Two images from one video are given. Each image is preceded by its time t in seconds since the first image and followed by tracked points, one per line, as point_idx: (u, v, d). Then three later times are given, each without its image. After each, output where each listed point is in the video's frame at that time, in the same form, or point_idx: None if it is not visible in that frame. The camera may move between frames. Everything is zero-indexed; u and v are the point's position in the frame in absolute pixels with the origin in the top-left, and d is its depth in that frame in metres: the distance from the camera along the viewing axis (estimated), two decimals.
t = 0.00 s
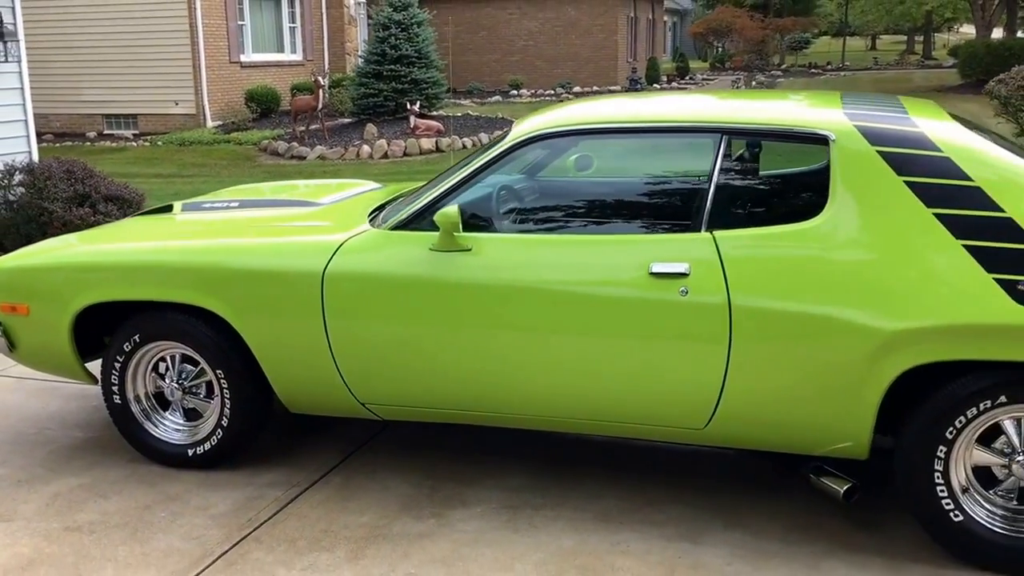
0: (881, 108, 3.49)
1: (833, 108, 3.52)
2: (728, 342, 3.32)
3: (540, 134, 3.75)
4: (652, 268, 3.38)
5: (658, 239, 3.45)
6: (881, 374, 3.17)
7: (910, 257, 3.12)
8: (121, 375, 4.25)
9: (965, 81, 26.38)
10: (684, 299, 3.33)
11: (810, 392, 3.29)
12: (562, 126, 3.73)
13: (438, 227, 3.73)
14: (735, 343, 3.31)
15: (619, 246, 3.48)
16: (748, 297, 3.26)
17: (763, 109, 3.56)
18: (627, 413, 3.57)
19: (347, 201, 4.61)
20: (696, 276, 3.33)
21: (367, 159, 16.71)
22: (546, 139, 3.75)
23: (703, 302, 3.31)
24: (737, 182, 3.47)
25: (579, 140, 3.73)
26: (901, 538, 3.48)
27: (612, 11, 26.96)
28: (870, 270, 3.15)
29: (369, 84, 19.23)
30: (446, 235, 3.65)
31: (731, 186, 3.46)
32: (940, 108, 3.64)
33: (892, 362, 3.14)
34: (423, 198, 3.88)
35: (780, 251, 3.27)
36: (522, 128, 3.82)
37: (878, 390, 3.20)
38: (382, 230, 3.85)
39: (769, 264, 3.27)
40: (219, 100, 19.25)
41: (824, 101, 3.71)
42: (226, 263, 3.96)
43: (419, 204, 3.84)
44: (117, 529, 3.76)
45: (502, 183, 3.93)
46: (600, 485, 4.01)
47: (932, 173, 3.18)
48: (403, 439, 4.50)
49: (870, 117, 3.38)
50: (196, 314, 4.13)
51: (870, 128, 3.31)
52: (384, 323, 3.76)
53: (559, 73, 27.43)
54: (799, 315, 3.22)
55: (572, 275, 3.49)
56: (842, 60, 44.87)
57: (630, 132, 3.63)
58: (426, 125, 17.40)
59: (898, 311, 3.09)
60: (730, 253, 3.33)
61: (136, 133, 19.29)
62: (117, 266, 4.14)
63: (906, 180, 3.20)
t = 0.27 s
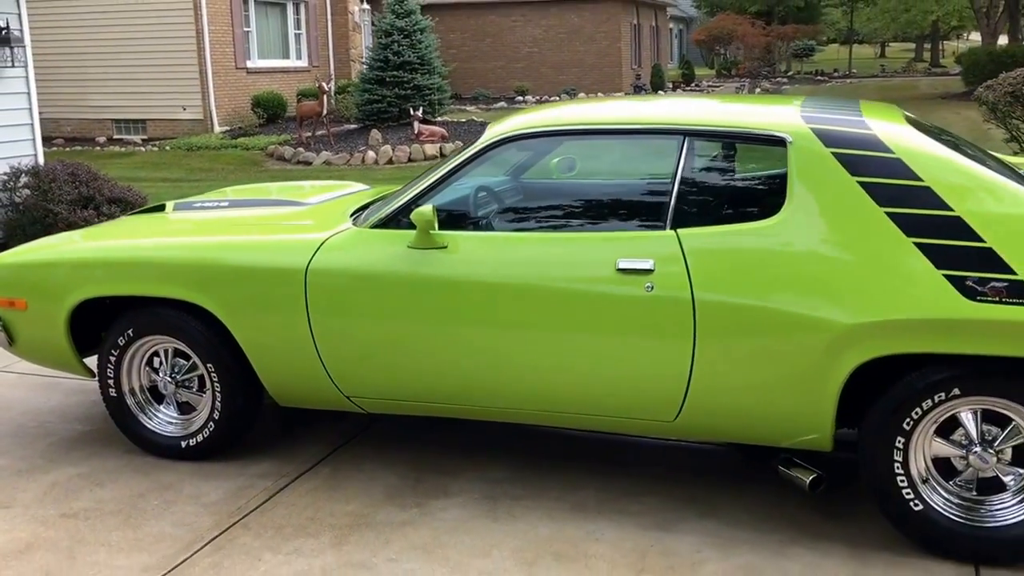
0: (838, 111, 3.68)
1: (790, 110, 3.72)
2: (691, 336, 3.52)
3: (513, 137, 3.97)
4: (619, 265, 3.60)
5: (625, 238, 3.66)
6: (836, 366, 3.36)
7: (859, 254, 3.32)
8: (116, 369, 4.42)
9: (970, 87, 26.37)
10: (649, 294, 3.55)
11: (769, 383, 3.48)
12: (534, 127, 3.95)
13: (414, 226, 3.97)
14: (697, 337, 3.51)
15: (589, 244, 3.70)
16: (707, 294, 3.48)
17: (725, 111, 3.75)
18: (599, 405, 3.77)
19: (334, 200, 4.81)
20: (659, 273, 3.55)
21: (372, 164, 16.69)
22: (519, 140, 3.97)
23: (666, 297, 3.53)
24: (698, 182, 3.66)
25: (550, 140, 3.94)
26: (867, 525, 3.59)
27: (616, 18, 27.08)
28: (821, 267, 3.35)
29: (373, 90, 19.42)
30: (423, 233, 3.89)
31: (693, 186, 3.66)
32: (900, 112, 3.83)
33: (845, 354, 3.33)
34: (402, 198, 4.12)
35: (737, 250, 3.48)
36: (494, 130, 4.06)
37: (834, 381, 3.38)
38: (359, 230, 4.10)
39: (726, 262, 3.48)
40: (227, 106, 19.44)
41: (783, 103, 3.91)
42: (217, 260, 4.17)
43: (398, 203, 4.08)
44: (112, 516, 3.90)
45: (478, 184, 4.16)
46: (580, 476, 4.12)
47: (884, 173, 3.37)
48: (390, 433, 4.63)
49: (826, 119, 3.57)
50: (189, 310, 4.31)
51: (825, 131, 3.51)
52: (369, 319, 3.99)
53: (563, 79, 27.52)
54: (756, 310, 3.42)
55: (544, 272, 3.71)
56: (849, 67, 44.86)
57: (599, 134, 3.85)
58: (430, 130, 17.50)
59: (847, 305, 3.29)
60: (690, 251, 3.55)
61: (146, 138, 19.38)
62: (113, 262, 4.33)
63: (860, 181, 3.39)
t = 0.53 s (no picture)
0: (806, 120, 3.86)
1: (756, 118, 3.92)
2: (666, 332, 3.69)
3: (493, 142, 4.15)
4: (596, 265, 3.77)
5: (602, 239, 3.83)
6: (804, 361, 3.53)
7: (822, 252, 3.48)
8: (115, 364, 4.57)
9: (969, 94, 26.49)
10: (624, 292, 3.72)
11: (740, 377, 3.64)
12: (515, 135, 4.15)
13: (400, 226, 4.14)
14: (672, 333, 3.68)
15: (568, 245, 3.87)
16: (680, 292, 3.65)
17: (696, 119, 3.95)
18: (580, 398, 3.93)
19: (325, 204, 5.02)
20: (634, 271, 3.72)
21: (374, 169, 16.85)
22: (501, 147, 4.16)
23: (641, 296, 3.70)
24: (672, 187, 3.84)
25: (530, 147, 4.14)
26: (838, 514, 3.72)
27: (617, 25, 27.24)
28: (788, 267, 3.52)
29: (374, 96, 19.61)
30: (407, 233, 4.05)
31: (667, 189, 3.84)
32: (869, 120, 4.00)
33: (811, 349, 3.50)
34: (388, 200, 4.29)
35: (707, 251, 3.65)
36: (478, 135, 4.24)
37: (802, 374, 3.55)
38: (347, 230, 4.26)
39: (697, 262, 3.65)
40: (231, 111, 19.63)
41: (750, 110, 4.11)
42: (210, 259, 4.32)
43: (384, 206, 4.26)
44: (110, 504, 4.05)
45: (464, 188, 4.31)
46: (564, 466, 4.25)
47: (846, 178, 3.54)
48: (381, 427, 4.76)
49: (793, 128, 3.75)
50: (185, 307, 4.47)
51: (792, 138, 3.69)
52: (357, 317, 4.15)
53: (565, 86, 27.70)
54: (727, 307, 3.59)
55: (525, 271, 3.88)
56: (850, 74, 45.02)
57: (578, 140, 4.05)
58: (431, 135, 17.70)
59: (811, 302, 3.46)
60: (663, 251, 3.71)
61: (150, 142, 19.66)
62: (111, 261, 4.48)
63: (824, 185, 3.56)
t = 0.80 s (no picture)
0: (778, 121, 4.04)
1: (730, 119, 4.09)
2: (643, 326, 3.85)
3: (481, 143, 4.31)
4: (577, 262, 3.93)
5: (583, 237, 3.99)
6: (774, 354, 3.68)
7: (792, 249, 3.65)
8: (113, 358, 4.71)
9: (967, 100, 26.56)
10: (603, 287, 3.88)
11: (714, 370, 3.80)
12: (500, 136, 4.31)
13: (389, 224, 4.29)
14: (649, 327, 3.84)
15: (551, 242, 4.03)
16: (657, 288, 3.81)
17: (674, 121, 4.11)
18: (561, 391, 4.08)
19: (317, 203, 5.19)
20: (613, 268, 3.88)
21: (374, 173, 16.98)
22: (487, 147, 4.32)
23: (619, 291, 3.86)
24: (652, 185, 4.01)
25: (515, 147, 4.31)
26: (808, 505, 3.86)
27: (617, 31, 27.39)
28: (759, 264, 3.68)
29: (375, 101, 19.76)
30: (396, 230, 4.21)
31: (646, 189, 4.01)
32: (839, 124, 4.16)
33: (781, 342, 3.66)
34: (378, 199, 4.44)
35: (683, 248, 3.81)
36: (466, 136, 4.40)
37: (772, 367, 3.70)
38: (339, 227, 4.41)
39: (673, 259, 3.81)
40: (233, 115, 19.81)
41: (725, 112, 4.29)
42: (206, 255, 4.47)
43: (373, 204, 4.42)
44: (108, 493, 4.19)
45: (451, 188, 4.45)
46: (547, 457, 4.39)
47: (816, 179, 3.72)
48: (371, 420, 4.90)
49: (766, 129, 3.93)
50: (181, 303, 4.62)
51: (764, 139, 3.86)
52: (347, 312, 4.29)
53: (565, 91, 27.85)
54: (702, 303, 3.75)
55: (509, 267, 4.03)
56: (851, 81, 45.13)
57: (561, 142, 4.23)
58: (430, 140, 17.82)
59: (781, 297, 3.62)
60: (640, 249, 3.87)
61: (153, 146, 19.85)
62: (109, 258, 4.63)
63: (795, 185, 3.74)
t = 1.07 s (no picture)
0: (753, 121, 4.18)
1: (707, 119, 4.23)
2: (621, 320, 4.00)
3: (468, 142, 4.46)
4: (559, 257, 4.08)
5: (565, 233, 4.14)
6: (746, 347, 3.84)
7: (764, 245, 3.80)
8: (111, 353, 4.85)
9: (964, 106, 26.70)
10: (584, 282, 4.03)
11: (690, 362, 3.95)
12: (486, 136, 4.46)
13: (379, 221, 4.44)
14: (628, 321, 3.99)
15: (534, 238, 4.17)
16: (635, 282, 3.96)
17: (653, 121, 4.26)
18: (544, 383, 4.23)
19: (310, 202, 5.35)
20: (593, 262, 4.03)
21: (373, 177, 17.13)
22: (473, 146, 4.47)
23: (599, 286, 4.01)
24: (632, 184, 4.15)
25: (500, 147, 4.45)
26: (781, 495, 3.99)
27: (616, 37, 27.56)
28: (732, 259, 3.83)
29: (375, 105, 19.93)
30: (386, 227, 4.36)
31: (626, 186, 4.15)
32: (814, 125, 4.32)
33: (753, 334, 3.81)
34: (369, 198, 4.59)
35: (660, 244, 3.96)
36: (454, 136, 4.54)
37: (744, 359, 3.85)
38: (331, 225, 4.55)
39: (651, 255, 3.96)
40: (234, 119, 19.98)
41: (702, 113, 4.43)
42: (202, 251, 4.62)
43: (364, 203, 4.57)
44: (105, 483, 4.33)
45: (440, 187, 4.56)
46: (531, 449, 4.53)
47: (787, 176, 3.87)
48: (362, 414, 5.04)
49: (740, 129, 4.08)
50: (178, 298, 4.77)
51: (739, 139, 4.01)
52: (338, 306, 4.43)
53: (565, 97, 28.02)
54: (678, 298, 3.90)
55: (494, 262, 4.18)
56: (850, 87, 45.30)
57: (544, 142, 4.39)
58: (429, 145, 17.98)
59: (753, 291, 3.78)
60: (620, 245, 4.02)
61: (155, 150, 20.02)
62: (108, 255, 4.78)
63: (767, 183, 3.88)
